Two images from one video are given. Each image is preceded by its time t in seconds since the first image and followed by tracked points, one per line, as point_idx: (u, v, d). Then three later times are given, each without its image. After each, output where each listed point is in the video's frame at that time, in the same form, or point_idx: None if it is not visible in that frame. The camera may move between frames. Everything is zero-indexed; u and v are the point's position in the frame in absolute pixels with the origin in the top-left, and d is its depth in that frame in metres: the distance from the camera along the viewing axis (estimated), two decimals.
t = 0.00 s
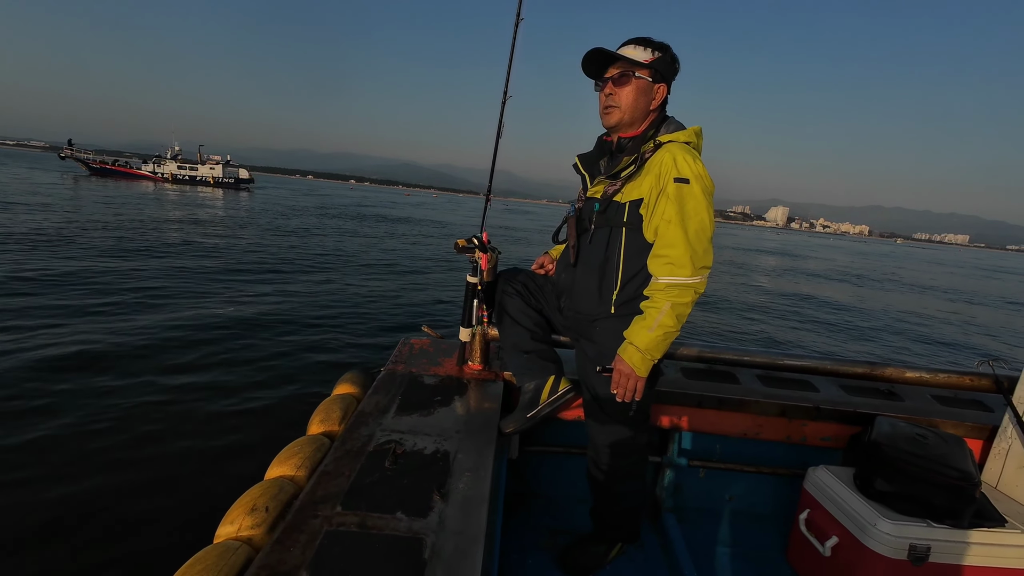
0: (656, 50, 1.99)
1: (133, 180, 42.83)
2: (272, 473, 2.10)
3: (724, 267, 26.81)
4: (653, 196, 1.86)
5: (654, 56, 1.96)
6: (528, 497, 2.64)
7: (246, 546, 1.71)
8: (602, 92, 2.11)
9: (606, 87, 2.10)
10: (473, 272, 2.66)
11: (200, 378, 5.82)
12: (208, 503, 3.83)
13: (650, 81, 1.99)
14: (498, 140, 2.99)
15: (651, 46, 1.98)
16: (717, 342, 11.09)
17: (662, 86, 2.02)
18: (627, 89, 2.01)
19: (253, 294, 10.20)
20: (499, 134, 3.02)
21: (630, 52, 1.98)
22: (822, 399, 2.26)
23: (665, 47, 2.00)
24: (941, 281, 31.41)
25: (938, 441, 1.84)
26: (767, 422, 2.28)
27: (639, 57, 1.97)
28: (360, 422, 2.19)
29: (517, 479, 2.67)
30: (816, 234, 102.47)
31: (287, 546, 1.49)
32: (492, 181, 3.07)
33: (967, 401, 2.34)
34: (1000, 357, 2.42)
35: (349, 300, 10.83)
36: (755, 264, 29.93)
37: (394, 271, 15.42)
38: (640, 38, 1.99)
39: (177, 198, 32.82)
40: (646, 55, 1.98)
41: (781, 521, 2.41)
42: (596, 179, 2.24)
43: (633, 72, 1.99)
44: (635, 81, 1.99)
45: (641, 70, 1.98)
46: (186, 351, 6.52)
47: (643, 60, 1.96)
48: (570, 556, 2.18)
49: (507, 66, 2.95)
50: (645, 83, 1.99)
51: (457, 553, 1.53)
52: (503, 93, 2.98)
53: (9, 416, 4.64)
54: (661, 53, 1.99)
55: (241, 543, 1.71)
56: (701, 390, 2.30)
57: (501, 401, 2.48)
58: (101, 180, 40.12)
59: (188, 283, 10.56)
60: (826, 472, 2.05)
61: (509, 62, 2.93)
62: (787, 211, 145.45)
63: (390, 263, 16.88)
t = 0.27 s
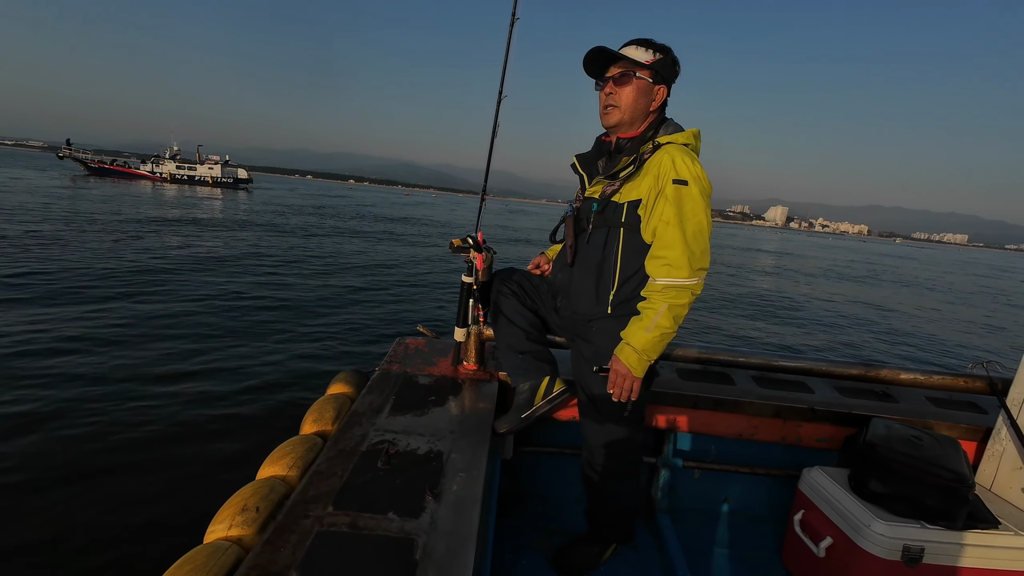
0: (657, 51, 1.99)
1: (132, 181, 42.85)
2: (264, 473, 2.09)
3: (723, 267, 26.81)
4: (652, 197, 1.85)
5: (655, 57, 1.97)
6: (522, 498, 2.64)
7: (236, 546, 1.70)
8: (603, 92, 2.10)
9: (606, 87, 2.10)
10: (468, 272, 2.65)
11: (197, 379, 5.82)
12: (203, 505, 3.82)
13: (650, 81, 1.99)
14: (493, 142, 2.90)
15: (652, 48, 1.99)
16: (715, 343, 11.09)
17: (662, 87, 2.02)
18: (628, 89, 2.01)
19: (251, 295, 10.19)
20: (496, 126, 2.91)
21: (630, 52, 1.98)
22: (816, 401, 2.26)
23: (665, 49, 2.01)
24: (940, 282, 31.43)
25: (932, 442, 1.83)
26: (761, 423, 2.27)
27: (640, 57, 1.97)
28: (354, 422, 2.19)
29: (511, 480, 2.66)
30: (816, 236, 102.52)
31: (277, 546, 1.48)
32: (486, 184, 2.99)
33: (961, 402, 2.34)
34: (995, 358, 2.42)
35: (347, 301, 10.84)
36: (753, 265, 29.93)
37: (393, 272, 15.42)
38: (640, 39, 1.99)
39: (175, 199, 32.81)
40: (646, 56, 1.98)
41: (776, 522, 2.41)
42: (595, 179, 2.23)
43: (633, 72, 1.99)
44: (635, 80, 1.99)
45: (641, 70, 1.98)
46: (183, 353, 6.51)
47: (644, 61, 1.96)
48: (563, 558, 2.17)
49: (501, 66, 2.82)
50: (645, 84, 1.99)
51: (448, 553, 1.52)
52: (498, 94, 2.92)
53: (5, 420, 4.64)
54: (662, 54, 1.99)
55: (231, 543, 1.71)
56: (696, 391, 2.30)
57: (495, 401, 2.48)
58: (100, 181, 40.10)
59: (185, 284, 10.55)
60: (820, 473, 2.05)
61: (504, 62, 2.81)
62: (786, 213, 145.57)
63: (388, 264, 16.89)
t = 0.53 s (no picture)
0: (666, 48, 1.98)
1: (130, 180, 42.77)
2: (260, 476, 2.07)
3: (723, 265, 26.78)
4: (657, 196, 1.84)
5: (666, 55, 1.96)
6: (521, 499, 2.61)
7: (230, 551, 1.68)
8: (612, 87, 2.05)
9: (615, 82, 2.05)
10: (465, 271, 2.63)
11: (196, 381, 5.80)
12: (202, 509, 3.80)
13: (661, 79, 1.98)
14: (488, 140, 2.98)
15: (661, 45, 1.97)
16: (715, 342, 11.08)
17: (669, 85, 2.03)
18: (640, 85, 1.98)
19: (250, 296, 10.18)
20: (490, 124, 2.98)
21: (642, 47, 1.95)
22: (817, 398, 2.24)
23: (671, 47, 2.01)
24: (939, 280, 31.48)
25: (934, 439, 1.82)
26: (762, 421, 2.26)
27: (652, 54, 1.95)
28: (350, 424, 2.17)
29: (509, 481, 2.64)
30: (815, 233, 102.61)
31: (272, 550, 1.46)
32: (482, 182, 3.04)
33: (963, 399, 2.33)
34: (997, 355, 2.41)
35: (347, 302, 10.83)
36: (753, 263, 29.94)
37: (392, 272, 15.39)
38: (649, 35, 1.97)
39: (174, 198, 32.76)
40: (658, 53, 1.96)
41: (776, 521, 2.39)
42: (598, 176, 2.21)
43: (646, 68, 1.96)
44: (649, 76, 1.96)
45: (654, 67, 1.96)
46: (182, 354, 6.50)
47: (656, 58, 1.94)
48: (563, 559, 2.15)
49: (497, 65, 2.91)
50: (657, 81, 1.98)
51: (445, 556, 1.50)
52: (493, 92, 2.98)
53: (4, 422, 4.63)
54: (670, 51, 1.99)
55: (225, 548, 1.69)
56: (696, 390, 2.28)
57: (494, 401, 2.46)
58: (98, 180, 40.01)
59: (184, 284, 10.53)
60: (822, 472, 2.03)
61: (499, 61, 2.90)
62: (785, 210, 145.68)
63: (387, 265, 16.86)
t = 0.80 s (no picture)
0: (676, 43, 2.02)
1: (129, 180, 42.78)
2: (263, 481, 2.06)
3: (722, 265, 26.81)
4: (667, 190, 1.83)
5: (677, 49, 2.01)
6: (526, 499, 2.60)
7: (233, 558, 1.67)
8: (623, 80, 2.04)
9: (628, 74, 2.04)
10: (466, 270, 2.61)
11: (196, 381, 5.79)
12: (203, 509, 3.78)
13: (673, 72, 2.02)
14: (488, 136, 2.87)
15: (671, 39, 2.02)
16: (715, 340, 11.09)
17: (678, 80, 2.07)
18: (654, 78, 1.99)
19: (250, 296, 10.15)
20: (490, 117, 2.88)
21: (657, 40, 1.97)
22: (824, 393, 2.22)
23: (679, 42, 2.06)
24: (938, 279, 31.56)
25: (945, 433, 1.80)
26: (768, 417, 2.24)
27: (666, 47, 1.98)
28: (353, 426, 2.15)
29: (514, 480, 2.62)
30: (814, 233, 102.72)
31: (275, 557, 1.44)
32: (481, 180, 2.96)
33: (971, 390, 2.31)
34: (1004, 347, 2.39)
35: (347, 302, 10.83)
36: (752, 262, 29.99)
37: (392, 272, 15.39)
38: (660, 29, 2.00)
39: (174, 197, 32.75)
40: (670, 46, 2.00)
41: (785, 516, 2.37)
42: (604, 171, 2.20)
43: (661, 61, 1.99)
44: (663, 69, 1.99)
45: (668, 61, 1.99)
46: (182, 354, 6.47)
47: (670, 50, 1.98)
48: (569, 559, 2.13)
49: (495, 54, 2.81)
50: (670, 74, 2.01)
51: (451, 560, 1.48)
52: (492, 83, 2.86)
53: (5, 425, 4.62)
54: (679, 46, 2.03)
55: (228, 555, 1.68)
56: (702, 386, 2.26)
57: (497, 400, 2.44)
58: (98, 179, 40.02)
59: (184, 284, 10.52)
60: (831, 466, 2.01)
61: (498, 49, 2.78)
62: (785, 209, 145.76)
63: (387, 264, 16.86)
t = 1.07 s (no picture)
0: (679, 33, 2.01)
1: (129, 179, 42.79)
2: (268, 483, 2.05)
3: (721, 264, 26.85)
4: (672, 181, 1.81)
5: (681, 40, 1.99)
6: (533, 495, 2.58)
7: (240, 561, 1.65)
8: (627, 71, 2.02)
9: (631, 66, 2.02)
10: (468, 267, 2.59)
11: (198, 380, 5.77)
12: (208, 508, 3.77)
13: (677, 63, 2.00)
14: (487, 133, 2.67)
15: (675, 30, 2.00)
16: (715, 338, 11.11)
17: (682, 71, 2.05)
18: (658, 69, 1.97)
19: (250, 296, 10.14)
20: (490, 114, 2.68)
21: (661, 31, 1.96)
22: (832, 385, 2.21)
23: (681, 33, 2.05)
24: (938, 278, 31.64)
25: (956, 423, 1.79)
26: (776, 410, 2.22)
27: (670, 37, 1.96)
28: (358, 426, 2.13)
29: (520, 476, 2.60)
30: (813, 233, 102.86)
31: (282, 559, 1.43)
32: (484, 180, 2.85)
33: (982, 379, 2.30)
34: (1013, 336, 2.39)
35: (348, 302, 10.84)
36: (752, 262, 30.02)
37: (393, 271, 15.38)
38: (664, 20, 1.99)
39: (173, 196, 32.72)
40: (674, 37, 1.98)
41: (794, 509, 2.35)
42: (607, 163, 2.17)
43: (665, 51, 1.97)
44: (667, 60, 1.97)
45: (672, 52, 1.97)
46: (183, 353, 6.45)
47: (675, 41, 1.96)
48: (577, 556, 2.11)
49: (494, 47, 2.59)
50: (674, 65, 1.99)
51: (460, 560, 1.47)
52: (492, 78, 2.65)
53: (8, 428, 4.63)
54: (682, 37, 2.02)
55: (235, 558, 1.66)
56: (708, 380, 2.25)
57: (502, 398, 2.43)
58: (97, 178, 40.03)
59: (184, 284, 10.50)
60: (841, 459, 2.00)
61: (497, 41, 2.57)
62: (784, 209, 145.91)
63: (387, 264, 16.87)
